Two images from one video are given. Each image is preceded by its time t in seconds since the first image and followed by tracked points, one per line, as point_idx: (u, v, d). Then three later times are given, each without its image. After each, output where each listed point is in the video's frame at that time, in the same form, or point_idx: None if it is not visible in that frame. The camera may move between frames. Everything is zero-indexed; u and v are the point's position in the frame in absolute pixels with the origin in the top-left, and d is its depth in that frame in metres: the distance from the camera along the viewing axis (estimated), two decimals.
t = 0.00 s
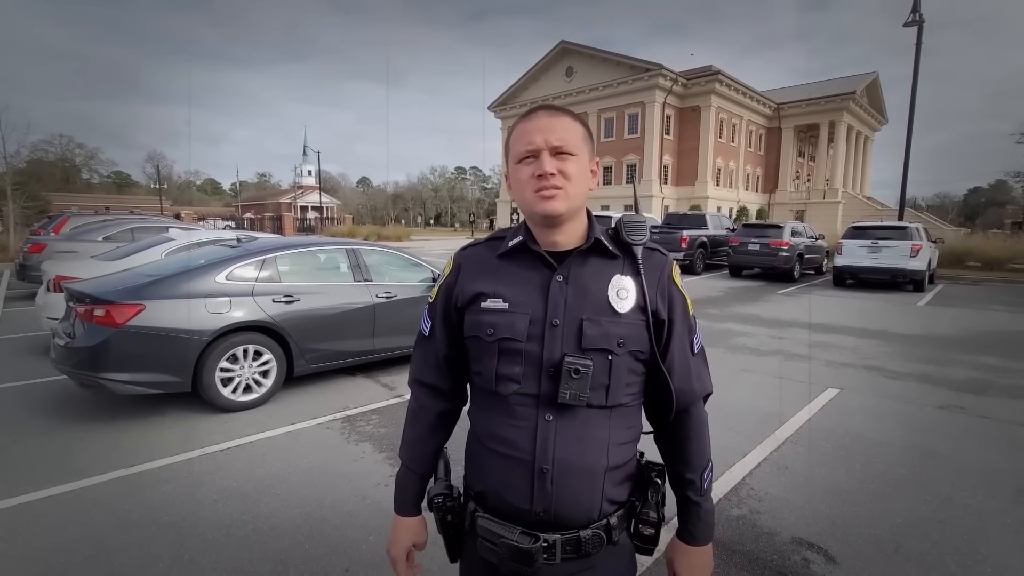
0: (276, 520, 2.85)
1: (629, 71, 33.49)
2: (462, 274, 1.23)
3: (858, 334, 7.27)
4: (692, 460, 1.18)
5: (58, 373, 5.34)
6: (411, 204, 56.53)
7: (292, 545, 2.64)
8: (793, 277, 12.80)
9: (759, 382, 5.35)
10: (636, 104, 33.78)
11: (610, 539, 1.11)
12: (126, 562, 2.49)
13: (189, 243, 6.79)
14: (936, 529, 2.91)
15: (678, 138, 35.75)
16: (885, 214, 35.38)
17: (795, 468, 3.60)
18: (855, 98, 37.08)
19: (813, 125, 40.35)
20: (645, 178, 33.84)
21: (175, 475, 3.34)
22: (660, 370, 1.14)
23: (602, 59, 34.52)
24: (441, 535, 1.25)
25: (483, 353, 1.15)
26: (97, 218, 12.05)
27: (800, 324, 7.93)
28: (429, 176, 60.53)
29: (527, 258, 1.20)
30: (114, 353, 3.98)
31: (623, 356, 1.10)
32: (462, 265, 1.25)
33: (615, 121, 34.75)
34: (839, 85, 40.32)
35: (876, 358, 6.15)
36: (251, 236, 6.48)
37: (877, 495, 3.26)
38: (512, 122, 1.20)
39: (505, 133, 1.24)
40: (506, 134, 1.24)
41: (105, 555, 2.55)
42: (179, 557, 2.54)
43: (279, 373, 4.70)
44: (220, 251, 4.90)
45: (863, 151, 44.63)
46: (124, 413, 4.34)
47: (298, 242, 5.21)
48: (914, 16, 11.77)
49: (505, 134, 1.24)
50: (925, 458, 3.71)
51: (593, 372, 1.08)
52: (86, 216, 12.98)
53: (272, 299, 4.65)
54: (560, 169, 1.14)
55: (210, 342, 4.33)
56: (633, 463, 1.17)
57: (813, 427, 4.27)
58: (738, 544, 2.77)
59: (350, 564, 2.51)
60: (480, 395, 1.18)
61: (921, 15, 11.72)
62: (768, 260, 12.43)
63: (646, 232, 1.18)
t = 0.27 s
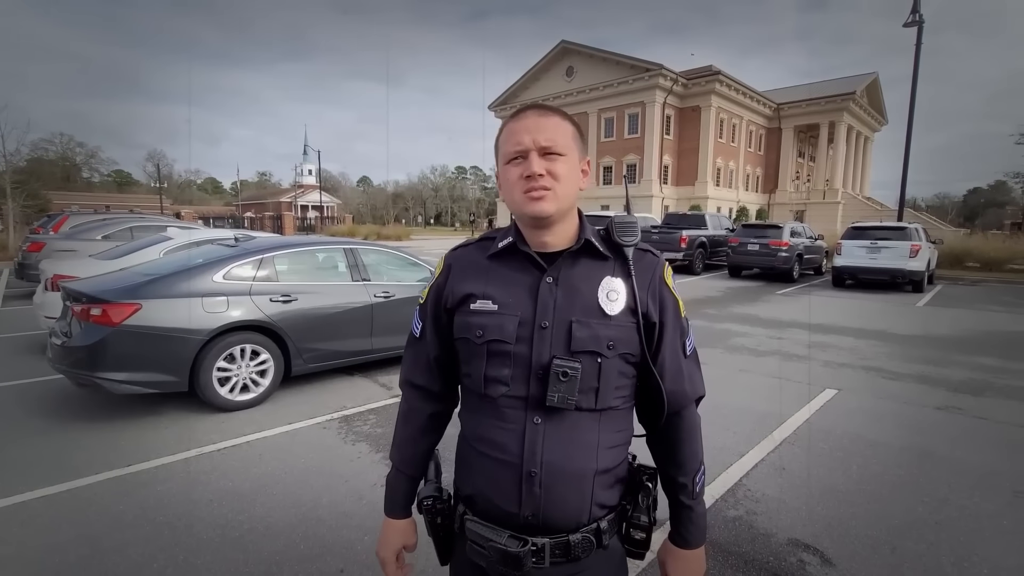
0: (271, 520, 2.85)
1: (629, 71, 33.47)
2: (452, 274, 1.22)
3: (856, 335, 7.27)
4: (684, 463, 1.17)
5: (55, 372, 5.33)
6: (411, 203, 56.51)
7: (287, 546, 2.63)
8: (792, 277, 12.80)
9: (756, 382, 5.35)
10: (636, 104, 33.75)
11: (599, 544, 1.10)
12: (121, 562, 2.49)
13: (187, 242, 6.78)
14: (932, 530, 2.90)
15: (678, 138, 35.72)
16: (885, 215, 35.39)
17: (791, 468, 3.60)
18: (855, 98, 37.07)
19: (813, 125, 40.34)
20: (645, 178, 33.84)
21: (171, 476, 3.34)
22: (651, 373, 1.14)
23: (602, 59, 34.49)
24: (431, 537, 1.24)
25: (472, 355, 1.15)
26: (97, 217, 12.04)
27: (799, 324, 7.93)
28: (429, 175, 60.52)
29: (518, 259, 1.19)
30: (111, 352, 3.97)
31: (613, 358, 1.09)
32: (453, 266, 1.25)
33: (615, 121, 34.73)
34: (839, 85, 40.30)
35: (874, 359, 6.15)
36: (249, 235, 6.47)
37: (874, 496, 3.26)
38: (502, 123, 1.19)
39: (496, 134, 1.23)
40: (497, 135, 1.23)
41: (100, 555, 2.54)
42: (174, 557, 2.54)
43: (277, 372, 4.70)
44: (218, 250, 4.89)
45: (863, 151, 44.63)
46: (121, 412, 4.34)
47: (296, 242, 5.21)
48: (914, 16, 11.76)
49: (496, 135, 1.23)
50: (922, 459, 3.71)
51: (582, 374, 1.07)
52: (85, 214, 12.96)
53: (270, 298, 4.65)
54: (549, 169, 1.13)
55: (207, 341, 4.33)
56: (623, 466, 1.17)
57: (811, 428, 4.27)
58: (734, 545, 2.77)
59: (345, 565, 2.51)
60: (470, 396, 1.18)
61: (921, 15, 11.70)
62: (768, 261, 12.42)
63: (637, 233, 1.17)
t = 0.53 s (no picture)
0: (267, 520, 2.85)
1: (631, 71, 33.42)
2: (442, 276, 1.22)
3: (855, 335, 7.25)
4: (675, 467, 1.16)
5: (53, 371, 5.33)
6: (412, 203, 56.50)
7: (282, 546, 2.63)
8: (793, 277, 12.78)
9: (755, 383, 5.34)
10: (638, 104, 33.70)
11: (589, 547, 1.10)
12: (116, 562, 2.49)
13: (186, 241, 6.78)
14: (930, 533, 2.89)
15: (679, 139, 35.68)
16: (886, 215, 35.34)
17: (790, 470, 3.59)
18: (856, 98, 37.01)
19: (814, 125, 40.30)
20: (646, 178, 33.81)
21: (167, 475, 3.34)
22: (642, 375, 1.13)
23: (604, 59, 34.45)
24: (421, 540, 1.24)
25: (461, 357, 1.14)
26: (97, 216, 12.05)
27: (798, 325, 7.91)
28: (430, 175, 60.51)
29: (507, 261, 1.19)
30: (108, 351, 3.97)
31: (602, 361, 1.09)
32: (442, 267, 1.24)
33: (616, 121, 34.71)
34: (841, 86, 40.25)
35: (873, 360, 6.13)
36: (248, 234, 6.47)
37: (872, 497, 3.24)
38: (491, 121, 1.19)
39: (485, 133, 1.23)
40: (486, 134, 1.23)
41: (95, 555, 2.54)
42: (169, 557, 2.54)
43: (275, 372, 4.70)
44: (217, 249, 4.89)
45: (864, 151, 44.57)
46: (119, 411, 4.34)
47: (295, 241, 5.20)
48: (916, 17, 11.72)
49: (485, 134, 1.23)
50: (920, 460, 3.70)
51: (570, 377, 1.06)
52: (85, 213, 12.97)
53: (268, 298, 4.64)
54: (538, 168, 1.13)
55: (205, 341, 4.32)
56: (614, 469, 1.16)
57: (809, 429, 4.26)
58: (731, 547, 2.76)
59: (340, 565, 2.50)
60: (459, 399, 1.17)
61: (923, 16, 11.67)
62: (768, 261, 12.41)
63: (628, 234, 1.16)
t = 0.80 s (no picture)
0: (265, 519, 2.85)
1: (634, 70, 33.41)
2: (434, 275, 1.21)
3: (858, 336, 7.22)
4: (669, 469, 1.15)
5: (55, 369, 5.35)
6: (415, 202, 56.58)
7: (280, 545, 2.63)
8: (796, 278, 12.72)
9: (757, 383, 5.32)
10: (641, 104, 33.65)
11: (581, 551, 1.09)
12: (114, 561, 2.49)
13: (188, 240, 6.80)
14: (932, 536, 2.87)
15: (683, 139, 35.61)
16: (890, 216, 35.19)
17: (791, 472, 3.57)
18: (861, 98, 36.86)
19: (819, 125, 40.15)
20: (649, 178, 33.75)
21: (167, 474, 3.34)
22: (636, 375, 1.12)
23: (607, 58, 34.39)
24: (413, 542, 1.23)
25: (452, 357, 1.14)
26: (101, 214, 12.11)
27: (801, 325, 7.88)
28: (433, 175, 60.54)
29: (500, 260, 1.18)
30: (109, 350, 3.98)
31: (595, 362, 1.08)
32: (435, 266, 1.23)
33: (620, 121, 34.67)
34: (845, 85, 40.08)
35: (876, 361, 6.10)
36: (250, 233, 6.48)
37: (873, 500, 3.22)
38: (484, 118, 1.18)
39: (479, 130, 1.22)
40: (479, 131, 1.22)
41: (93, 553, 2.54)
42: (167, 556, 2.54)
43: (276, 371, 4.70)
44: (218, 248, 4.90)
45: (869, 151, 44.37)
46: (120, 409, 4.35)
47: (296, 240, 5.20)
48: (921, 16, 11.65)
49: (479, 131, 1.22)
50: (922, 462, 3.68)
51: (562, 378, 1.05)
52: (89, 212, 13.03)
53: (269, 297, 4.64)
54: (531, 166, 1.12)
55: (206, 339, 4.33)
56: (607, 471, 1.15)
57: (811, 430, 4.23)
58: (730, 548, 2.75)
59: (338, 565, 2.50)
60: (451, 399, 1.17)
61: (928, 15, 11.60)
62: (771, 261, 12.36)
63: (621, 234, 1.15)
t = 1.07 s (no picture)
0: (274, 518, 2.87)
1: (645, 69, 33.27)
2: (437, 275, 1.22)
3: (872, 337, 7.12)
4: (672, 472, 1.15)
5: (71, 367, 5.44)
6: (426, 202, 56.78)
7: (288, 544, 2.65)
8: (808, 278, 12.58)
9: (767, 385, 5.27)
10: (652, 103, 33.48)
11: (583, 553, 1.09)
12: (126, 557, 2.53)
13: (201, 239, 6.88)
14: (946, 541, 2.82)
15: (694, 138, 35.38)
16: (906, 215, 34.70)
17: (801, 474, 3.53)
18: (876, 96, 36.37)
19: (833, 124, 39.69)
20: (660, 178, 33.56)
21: (178, 471, 3.38)
22: (639, 376, 1.11)
23: (618, 57, 34.27)
24: (416, 542, 1.24)
25: (454, 357, 1.14)
26: (117, 215, 12.30)
27: (813, 326, 7.79)
28: (444, 174, 60.69)
29: (502, 260, 1.18)
30: (123, 348, 4.04)
31: (597, 363, 1.07)
32: (438, 266, 1.24)
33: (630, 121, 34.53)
34: (860, 83, 39.58)
35: (890, 362, 6.01)
36: (261, 233, 6.54)
37: (886, 504, 3.18)
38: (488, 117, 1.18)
39: (482, 129, 1.22)
40: (483, 130, 1.22)
41: (106, 549, 2.58)
42: (177, 552, 2.57)
43: (286, 369, 4.74)
44: (230, 248, 4.95)
45: (884, 150, 43.76)
46: (134, 407, 4.42)
47: (306, 240, 5.24)
48: (938, 12, 11.47)
49: (482, 130, 1.22)
50: (937, 467, 3.62)
51: (564, 379, 1.05)
52: (106, 213, 13.24)
53: (279, 296, 4.68)
54: (534, 165, 1.12)
55: (217, 338, 4.38)
56: (610, 474, 1.15)
57: (823, 433, 4.19)
58: (738, 552, 2.72)
59: (345, 563, 2.51)
60: (453, 400, 1.17)
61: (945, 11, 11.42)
62: (783, 262, 12.24)
63: (625, 234, 1.15)
